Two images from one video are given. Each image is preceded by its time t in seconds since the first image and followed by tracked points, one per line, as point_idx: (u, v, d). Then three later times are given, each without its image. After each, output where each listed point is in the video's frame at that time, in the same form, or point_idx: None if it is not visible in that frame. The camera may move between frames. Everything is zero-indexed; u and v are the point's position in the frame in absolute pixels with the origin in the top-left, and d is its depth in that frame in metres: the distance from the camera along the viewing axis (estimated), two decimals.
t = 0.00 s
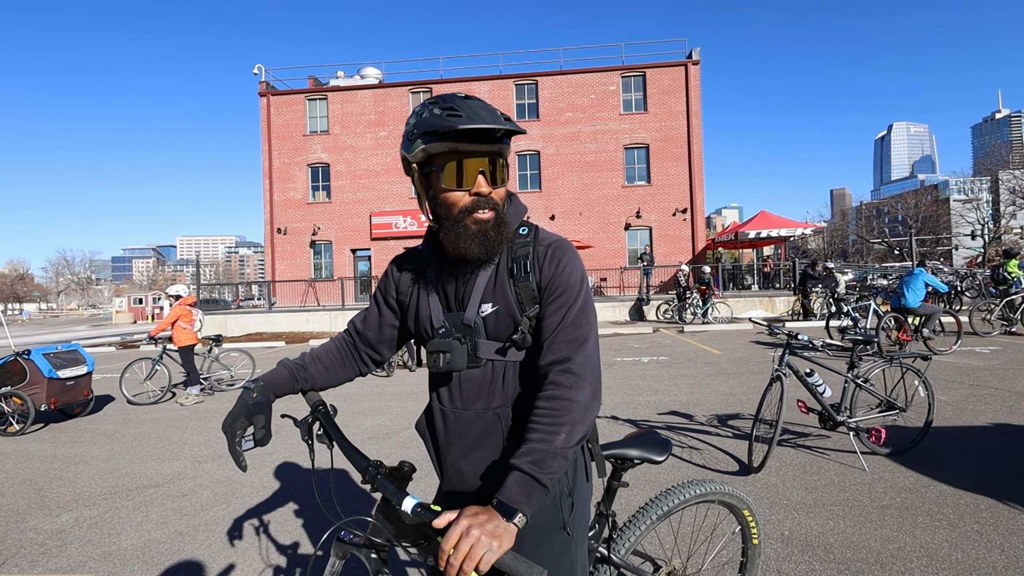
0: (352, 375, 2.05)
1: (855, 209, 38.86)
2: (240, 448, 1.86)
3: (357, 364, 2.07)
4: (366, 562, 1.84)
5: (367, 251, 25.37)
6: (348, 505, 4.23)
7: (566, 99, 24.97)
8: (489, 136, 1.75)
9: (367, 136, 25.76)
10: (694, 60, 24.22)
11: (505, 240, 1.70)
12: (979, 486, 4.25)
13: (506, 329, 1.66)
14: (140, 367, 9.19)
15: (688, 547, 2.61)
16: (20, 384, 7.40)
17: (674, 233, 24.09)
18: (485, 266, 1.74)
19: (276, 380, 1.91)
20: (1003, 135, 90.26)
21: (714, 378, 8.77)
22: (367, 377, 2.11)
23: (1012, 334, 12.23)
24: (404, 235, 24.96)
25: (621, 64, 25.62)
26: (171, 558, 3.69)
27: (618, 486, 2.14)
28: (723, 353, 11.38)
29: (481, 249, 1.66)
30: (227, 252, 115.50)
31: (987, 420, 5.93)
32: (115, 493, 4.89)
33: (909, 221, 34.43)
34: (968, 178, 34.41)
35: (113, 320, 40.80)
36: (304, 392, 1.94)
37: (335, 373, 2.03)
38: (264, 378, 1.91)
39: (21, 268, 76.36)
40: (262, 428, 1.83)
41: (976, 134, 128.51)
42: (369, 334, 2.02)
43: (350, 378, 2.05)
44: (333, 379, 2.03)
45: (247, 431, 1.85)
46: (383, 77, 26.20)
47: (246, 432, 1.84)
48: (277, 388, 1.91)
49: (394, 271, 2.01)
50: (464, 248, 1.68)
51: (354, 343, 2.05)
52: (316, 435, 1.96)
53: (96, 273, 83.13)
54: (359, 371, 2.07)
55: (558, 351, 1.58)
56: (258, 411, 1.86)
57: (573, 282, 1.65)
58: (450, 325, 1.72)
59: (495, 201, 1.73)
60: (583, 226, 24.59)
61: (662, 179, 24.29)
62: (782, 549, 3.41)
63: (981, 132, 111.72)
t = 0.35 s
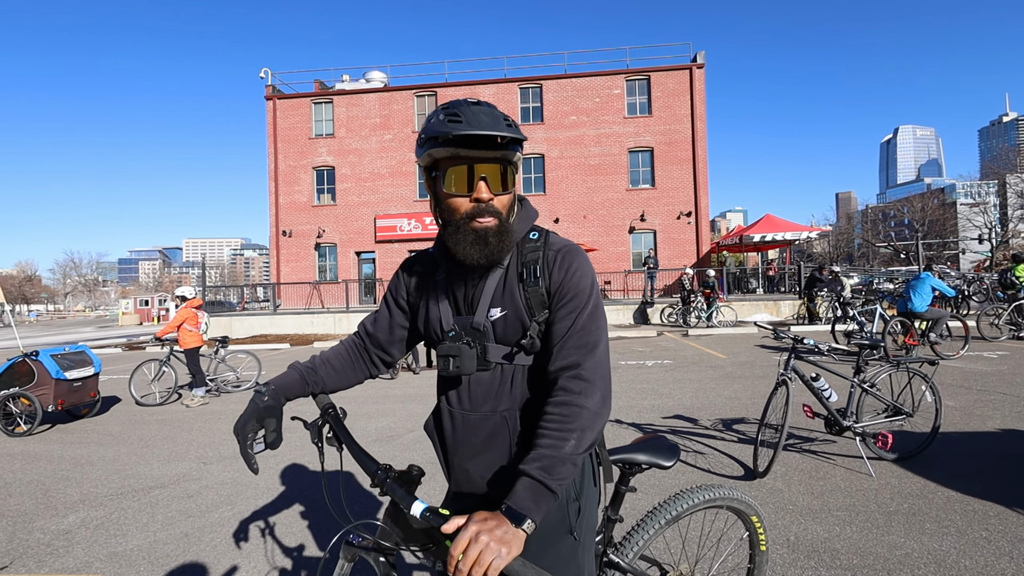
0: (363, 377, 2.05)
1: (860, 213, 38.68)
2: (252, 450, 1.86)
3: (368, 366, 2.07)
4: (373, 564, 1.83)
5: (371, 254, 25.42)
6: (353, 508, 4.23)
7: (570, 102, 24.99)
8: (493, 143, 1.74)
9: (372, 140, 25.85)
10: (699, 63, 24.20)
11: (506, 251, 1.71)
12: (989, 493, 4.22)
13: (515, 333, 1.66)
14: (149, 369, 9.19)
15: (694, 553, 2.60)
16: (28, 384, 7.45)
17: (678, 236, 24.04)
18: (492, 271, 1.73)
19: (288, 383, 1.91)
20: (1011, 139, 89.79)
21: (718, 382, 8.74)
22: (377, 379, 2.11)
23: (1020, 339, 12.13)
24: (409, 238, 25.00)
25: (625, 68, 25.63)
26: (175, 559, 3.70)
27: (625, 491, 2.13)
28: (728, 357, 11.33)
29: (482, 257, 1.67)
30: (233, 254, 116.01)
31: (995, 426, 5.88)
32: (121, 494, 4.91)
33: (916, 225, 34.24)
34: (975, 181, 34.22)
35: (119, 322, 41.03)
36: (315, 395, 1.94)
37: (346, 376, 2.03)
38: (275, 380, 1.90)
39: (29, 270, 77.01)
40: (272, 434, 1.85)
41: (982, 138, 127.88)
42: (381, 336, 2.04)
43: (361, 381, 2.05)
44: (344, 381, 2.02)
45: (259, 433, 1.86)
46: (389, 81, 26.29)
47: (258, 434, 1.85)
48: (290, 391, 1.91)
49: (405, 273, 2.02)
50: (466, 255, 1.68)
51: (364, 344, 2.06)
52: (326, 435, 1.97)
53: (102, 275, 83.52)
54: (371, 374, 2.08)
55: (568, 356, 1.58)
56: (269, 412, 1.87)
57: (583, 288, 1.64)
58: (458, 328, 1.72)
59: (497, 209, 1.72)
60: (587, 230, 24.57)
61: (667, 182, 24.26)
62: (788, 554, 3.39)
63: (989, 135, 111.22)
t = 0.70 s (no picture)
0: (386, 377, 2.06)
1: (862, 216, 38.64)
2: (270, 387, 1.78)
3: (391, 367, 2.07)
4: (379, 565, 1.83)
5: (373, 257, 25.44)
6: (355, 511, 4.22)
7: (572, 105, 25.02)
8: (497, 144, 1.71)
9: (374, 143, 25.90)
10: (700, 66, 24.22)
11: (488, 251, 1.71)
12: (993, 497, 4.20)
13: (525, 337, 1.66)
14: (151, 373, 9.20)
15: (699, 556, 2.59)
16: (31, 387, 7.46)
17: (680, 239, 24.02)
18: (501, 273, 1.73)
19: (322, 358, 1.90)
20: (1013, 142, 89.69)
21: (720, 385, 8.71)
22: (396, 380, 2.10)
23: None
24: (410, 241, 25.01)
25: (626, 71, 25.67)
26: (177, 562, 3.69)
27: (630, 494, 2.12)
28: (730, 360, 11.30)
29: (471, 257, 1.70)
30: (235, 257, 116.29)
31: (998, 430, 5.86)
32: (123, 498, 4.90)
33: (918, 228, 34.17)
34: (977, 184, 34.16)
35: (121, 325, 41.11)
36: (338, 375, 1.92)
37: (370, 372, 2.03)
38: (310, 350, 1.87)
39: (32, 273, 77.28)
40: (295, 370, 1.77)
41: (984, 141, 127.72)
42: (397, 337, 2.04)
43: (381, 380, 2.05)
44: (366, 377, 2.02)
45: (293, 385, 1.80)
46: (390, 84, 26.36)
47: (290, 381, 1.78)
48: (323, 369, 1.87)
49: (419, 275, 2.04)
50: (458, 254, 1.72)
51: (385, 343, 2.07)
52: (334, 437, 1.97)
53: (105, 278, 83.63)
54: (392, 374, 2.08)
55: (580, 363, 1.58)
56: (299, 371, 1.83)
57: (596, 296, 1.64)
58: (467, 329, 1.72)
59: (491, 210, 1.71)
60: (588, 232, 24.57)
61: (668, 185, 24.26)
62: (792, 559, 3.38)
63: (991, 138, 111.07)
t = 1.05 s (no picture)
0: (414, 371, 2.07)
1: (860, 217, 38.72)
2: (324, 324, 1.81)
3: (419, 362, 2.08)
4: (375, 565, 1.83)
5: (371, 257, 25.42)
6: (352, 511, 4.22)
7: (570, 106, 25.04)
8: (514, 145, 1.72)
9: (372, 143, 25.88)
10: (699, 67, 24.26)
11: (498, 248, 1.71)
12: (990, 497, 4.21)
13: (529, 336, 1.67)
14: (147, 375, 9.17)
15: (695, 556, 2.59)
16: (27, 388, 7.44)
17: (677, 240, 24.06)
18: (509, 272, 1.74)
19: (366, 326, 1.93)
20: (1009, 143, 90.03)
21: (718, 386, 8.73)
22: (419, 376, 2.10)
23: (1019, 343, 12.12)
24: (408, 241, 24.98)
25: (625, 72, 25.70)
26: (174, 563, 3.69)
27: (627, 494, 2.12)
28: (727, 360, 11.32)
29: (480, 253, 1.71)
30: (233, 257, 116.18)
31: (995, 430, 5.88)
32: (120, 499, 4.89)
33: (915, 229, 34.24)
34: (974, 185, 34.29)
35: (118, 325, 41.03)
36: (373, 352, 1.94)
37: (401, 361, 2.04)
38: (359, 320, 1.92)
39: (28, 273, 77.21)
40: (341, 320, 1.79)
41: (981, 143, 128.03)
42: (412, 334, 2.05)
43: (406, 374, 2.05)
44: (395, 368, 2.03)
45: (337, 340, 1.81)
46: (389, 85, 26.35)
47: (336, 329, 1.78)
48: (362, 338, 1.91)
49: (428, 271, 2.05)
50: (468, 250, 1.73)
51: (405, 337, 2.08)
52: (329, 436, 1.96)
53: (102, 278, 83.38)
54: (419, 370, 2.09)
55: (582, 366, 1.58)
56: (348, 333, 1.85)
57: (601, 300, 1.64)
58: (472, 325, 1.73)
59: (504, 209, 1.72)
60: (586, 233, 24.57)
61: (666, 186, 24.28)
62: (789, 558, 3.38)
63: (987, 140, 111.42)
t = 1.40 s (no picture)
0: (382, 370, 2.08)
1: (854, 217, 38.91)
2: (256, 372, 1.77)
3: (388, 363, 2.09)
4: (376, 565, 1.84)
5: (367, 258, 25.39)
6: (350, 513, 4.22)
7: (566, 106, 25.07)
8: (513, 145, 1.73)
9: (368, 144, 25.84)
10: (694, 68, 24.33)
11: (496, 247, 1.72)
12: (984, 495, 4.24)
13: (528, 334, 1.68)
14: (144, 377, 9.14)
15: (695, 556, 2.61)
16: (20, 390, 7.41)
17: (673, 240, 24.11)
18: (508, 272, 1.75)
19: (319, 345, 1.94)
20: (1001, 144, 90.71)
21: (715, 386, 8.75)
22: (394, 374, 2.12)
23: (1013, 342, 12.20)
24: (404, 242, 24.96)
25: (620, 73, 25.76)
26: (171, 565, 3.69)
27: (626, 494, 2.13)
28: (724, 360, 11.36)
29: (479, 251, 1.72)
30: (228, 258, 115.80)
31: (989, 429, 5.92)
32: (115, 501, 4.87)
33: (909, 228, 34.43)
34: (967, 186, 34.51)
35: (113, 326, 40.83)
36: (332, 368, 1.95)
37: (368, 363, 2.06)
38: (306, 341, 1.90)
39: (21, 275, 76.73)
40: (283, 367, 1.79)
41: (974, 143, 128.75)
42: (399, 331, 2.05)
43: (377, 374, 2.07)
44: (363, 370, 2.05)
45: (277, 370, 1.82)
46: (384, 85, 26.31)
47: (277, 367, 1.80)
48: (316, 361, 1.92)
49: (426, 270, 2.06)
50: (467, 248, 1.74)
51: (385, 336, 2.08)
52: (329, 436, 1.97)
53: (96, 279, 82.90)
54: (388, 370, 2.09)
55: (580, 364, 1.59)
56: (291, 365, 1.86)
57: (600, 298, 1.65)
58: (471, 325, 1.74)
59: (502, 208, 1.73)
60: (583, 233, 24.61)
61: (662, 186, 24.35)
62: (786, 557, 3.40)
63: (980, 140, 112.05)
